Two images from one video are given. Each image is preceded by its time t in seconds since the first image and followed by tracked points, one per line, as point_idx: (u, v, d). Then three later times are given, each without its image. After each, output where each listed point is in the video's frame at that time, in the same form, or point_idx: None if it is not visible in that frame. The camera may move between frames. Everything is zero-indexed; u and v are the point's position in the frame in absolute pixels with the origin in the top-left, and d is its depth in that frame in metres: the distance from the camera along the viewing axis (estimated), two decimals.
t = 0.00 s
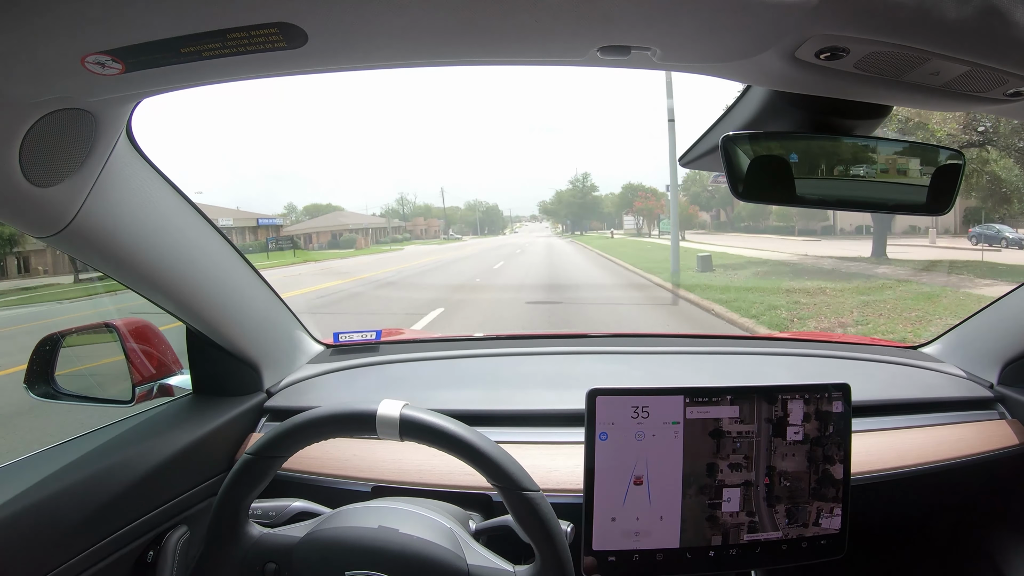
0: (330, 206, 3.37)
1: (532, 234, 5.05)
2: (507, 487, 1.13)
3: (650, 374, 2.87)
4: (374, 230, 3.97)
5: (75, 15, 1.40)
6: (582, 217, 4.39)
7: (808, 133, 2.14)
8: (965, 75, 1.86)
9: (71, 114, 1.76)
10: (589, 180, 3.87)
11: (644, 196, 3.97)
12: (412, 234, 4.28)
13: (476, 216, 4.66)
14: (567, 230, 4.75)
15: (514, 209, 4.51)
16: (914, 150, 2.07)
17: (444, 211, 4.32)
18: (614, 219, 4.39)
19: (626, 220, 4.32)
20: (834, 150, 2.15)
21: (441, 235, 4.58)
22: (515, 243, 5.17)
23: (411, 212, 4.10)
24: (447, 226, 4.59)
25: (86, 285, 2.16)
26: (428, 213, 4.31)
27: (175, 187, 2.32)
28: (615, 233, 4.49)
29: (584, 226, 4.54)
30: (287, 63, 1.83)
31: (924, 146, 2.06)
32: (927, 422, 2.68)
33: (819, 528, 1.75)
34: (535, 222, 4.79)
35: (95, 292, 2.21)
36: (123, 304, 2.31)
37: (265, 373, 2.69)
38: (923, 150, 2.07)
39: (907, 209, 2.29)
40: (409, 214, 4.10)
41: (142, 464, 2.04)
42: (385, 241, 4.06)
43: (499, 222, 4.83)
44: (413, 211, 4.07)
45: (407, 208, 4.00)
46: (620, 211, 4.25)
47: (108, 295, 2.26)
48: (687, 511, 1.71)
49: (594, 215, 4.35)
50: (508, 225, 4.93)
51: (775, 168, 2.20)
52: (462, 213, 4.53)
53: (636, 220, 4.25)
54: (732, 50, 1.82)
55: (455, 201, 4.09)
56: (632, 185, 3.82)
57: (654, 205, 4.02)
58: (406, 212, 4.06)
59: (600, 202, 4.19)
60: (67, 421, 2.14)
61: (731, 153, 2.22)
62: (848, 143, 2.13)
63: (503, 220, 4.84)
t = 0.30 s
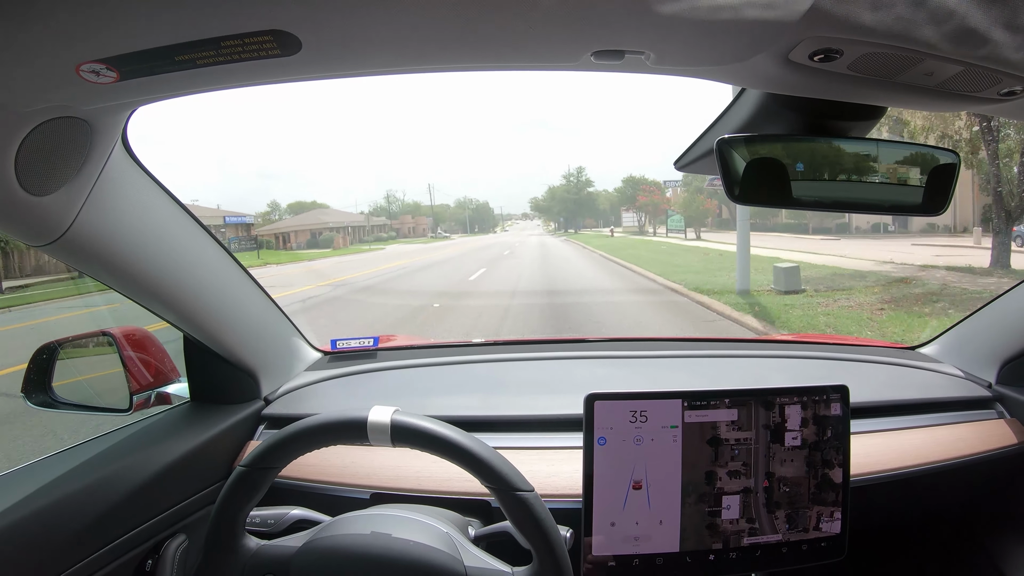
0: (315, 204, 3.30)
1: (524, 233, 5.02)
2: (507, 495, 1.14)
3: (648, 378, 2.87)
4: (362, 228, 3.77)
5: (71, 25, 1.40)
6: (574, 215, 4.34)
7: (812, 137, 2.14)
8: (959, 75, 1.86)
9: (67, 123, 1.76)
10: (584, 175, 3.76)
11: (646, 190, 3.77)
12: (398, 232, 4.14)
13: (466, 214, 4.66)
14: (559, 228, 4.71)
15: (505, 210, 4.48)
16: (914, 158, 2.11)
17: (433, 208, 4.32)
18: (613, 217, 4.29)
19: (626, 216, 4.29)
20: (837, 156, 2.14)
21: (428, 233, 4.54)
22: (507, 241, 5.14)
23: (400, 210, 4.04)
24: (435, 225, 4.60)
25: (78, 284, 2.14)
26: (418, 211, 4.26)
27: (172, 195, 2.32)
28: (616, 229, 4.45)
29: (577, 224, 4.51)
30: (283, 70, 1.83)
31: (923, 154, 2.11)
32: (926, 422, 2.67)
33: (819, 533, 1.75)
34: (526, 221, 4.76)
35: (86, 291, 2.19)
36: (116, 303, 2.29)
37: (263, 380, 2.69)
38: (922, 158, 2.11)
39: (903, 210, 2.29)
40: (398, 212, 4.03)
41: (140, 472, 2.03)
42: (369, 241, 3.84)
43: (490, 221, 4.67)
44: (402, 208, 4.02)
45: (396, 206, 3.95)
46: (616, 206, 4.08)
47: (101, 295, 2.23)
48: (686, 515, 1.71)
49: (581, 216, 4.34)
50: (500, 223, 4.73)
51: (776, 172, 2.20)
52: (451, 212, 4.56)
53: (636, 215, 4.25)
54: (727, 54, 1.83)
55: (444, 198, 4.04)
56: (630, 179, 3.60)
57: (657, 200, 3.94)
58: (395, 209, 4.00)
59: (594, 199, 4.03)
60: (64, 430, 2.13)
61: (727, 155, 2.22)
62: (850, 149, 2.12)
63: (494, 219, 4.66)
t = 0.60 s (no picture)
0: (299, 201, 3.27)
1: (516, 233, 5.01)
2: (504, 490, 1.14)
3: (646, 373, 2.87)
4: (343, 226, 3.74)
5: (66, 20, 1.39)
6: (569, 213, 4.31)
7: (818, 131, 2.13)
8: (956, 72, 1.87)
9: (63, 119, 1.75)
10: (580, 170, 3.71)
11: (654, 185, 3.60)
12: (386, 232, 4.08)
13: (456, 213, 4.66)
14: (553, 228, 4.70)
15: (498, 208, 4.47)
16: (913, 151, 2.12)
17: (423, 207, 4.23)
18: (613, 217, 4.27)
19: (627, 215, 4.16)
20: (839, 152, 2.16)
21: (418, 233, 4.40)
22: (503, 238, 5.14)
23: (387, 208, 3.98)
24: (424, 225, 4.48)
25: (75, 283, 2.14)
26: (407, 210, 4.20)
27: (168, 190, 2.31)
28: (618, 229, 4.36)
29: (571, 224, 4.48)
30: (279, 66, 1.83)
31: (922, 147, 2.12)
32: (922, 418, 2.68)
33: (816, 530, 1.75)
34: (520, 220, 4.74)
35: (83, 290, 2.19)
36: (114, 302, 2.29)
37: (259, 376, 2.69)
38: (921, 151, 2.11)
39: (899, 207, 2.30)
40: (385, 211, 3.98)
41: (136, 470, 2.03)
42: (353, 241, 3.82)
43: (481, 218, 4.85)
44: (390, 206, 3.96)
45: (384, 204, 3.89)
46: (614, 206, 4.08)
47: (97, 294, 2.23)
48: (683, 510, 1.71)
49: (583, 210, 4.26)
50: (492, 222, 4.89)
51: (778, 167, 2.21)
52: (442, 211, 4.50)
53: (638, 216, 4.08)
54: (723, 50, 1.83)
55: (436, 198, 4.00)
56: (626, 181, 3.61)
57: (666, 196, 3.69)
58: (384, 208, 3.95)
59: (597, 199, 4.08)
60: (60, 427, 2.13)
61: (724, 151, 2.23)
62: (851, 144, 2.13)
63: (485, 218, 4.83)
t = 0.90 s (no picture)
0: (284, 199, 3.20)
1: (511, 232, 5.01)
2: (501, 489, 1.14)
3: (643, 372, 2.87)
4: (322, 226, 3.63)
5: (61, 19, 1.39)
6: (565, 212, 4.30)
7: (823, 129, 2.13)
8: (952, 70, 1.87)
9: (60, 118, 1.75)
10: (579, 165, 3.64)
11: (668, 179, 3.53)
12: (374, 231, 3.87)
13: (449, 212, 4.48)
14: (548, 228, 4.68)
15: (492, 207, 4.45)
16: (912, 149, 2.10)
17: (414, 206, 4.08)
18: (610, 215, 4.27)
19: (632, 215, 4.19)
20: (840, 149, 2.16)
21: (407, 233, 4.20)
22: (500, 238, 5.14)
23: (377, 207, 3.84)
24: (415, 224, 4.31)
25: (72, 281, 2.13)
26: (396, 209, 4.02)
27: (165, 189, 2.31)
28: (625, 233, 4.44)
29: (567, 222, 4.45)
30: (276, 64, 1.82)
31: (921, 146, 2.10)
32: (919, 416, 2.69)
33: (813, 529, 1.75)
34: (515, 219, 4.73)
35: (79, 288, 2.17)
36: (109, 299, 2.27)
37: (257, 376, 2.68)
38: (920, 149, 2.10)
39: (897, 204, 2.30)
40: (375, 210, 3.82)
41: (134, 470, 2.03)
42: (338, 240, 3.73)
43: (474, 218, 4.59)
44: (382, 205, 3.81)
45: (375, 203, 3.75)
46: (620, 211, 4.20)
47: (94, 292, 2.21)
48: (681, 508, 1.71)
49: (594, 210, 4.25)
50: (485, 222, 4.68)
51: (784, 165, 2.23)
52: (435, 209, 4.36)
53: (641, 214, 4.13)
54: (720, 49, 1.83)
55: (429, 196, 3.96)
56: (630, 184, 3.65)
57: (683, 191, 3.63)
58: (375, 207, 3.79)
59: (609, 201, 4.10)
60: (58, 427, 2.13)
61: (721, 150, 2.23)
62: (852, 142, 2.13)
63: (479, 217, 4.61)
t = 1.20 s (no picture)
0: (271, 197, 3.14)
1: (507, 231, 5.02)
2: (498, 486, 1.14)
3: (641, 371, 2.88)
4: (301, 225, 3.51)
5: (60, 17, 1.39)
6: (563, 211, 4.30)
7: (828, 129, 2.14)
8: (952, 71, 1.87)
9: (58, 115, 1.75)
10: (579, 161, 3.59)
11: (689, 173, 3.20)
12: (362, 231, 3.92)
13: (444, 212, 4.57)
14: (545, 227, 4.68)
15: (488, 206, 4.46)
16: (913, 149, 2.10)
17: (406, 206, 4.19)
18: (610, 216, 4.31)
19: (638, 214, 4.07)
20: (841, 148, 2.17)
21: (398, 233, 4.33)
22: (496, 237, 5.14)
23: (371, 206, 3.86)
24: (407, 224, 4.41)
25: (71, 279, 2.12)
26: (388, 209, 4.11)
27: (165, 187, 2.31)
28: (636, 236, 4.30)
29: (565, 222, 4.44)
30: (275, 62, 1.83)
31: (923, 146, 2.09)
32: (917, 416, 2.69)
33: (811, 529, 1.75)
34: (511, 218, 4.74)
35: (79, 287, 2.17)
36: (109, 299, 2.28)
37: (255, 374, 2.68)
38: (922, 149, 2.10)
39: (897, 204, 2.30)
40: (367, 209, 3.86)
41: (132, 468, 2.02)
42: (322, 240, 3.64)
43: (469, 218, 4.80)
44: (375, 205, 3.86)
45: (367, 203, 3.79)
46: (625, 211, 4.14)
47: (93, 291, 2.21)
48: (679, 507, 1.71)
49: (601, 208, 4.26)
50: (480, 222, 4.90)
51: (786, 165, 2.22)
52: (428, 209, 4.42)
53: (648, 212, 4.00)
54: (720, 48, 1.83)
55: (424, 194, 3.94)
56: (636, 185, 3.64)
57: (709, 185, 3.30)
58: (368, 206, 3.84)
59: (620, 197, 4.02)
60: (55, 424, 2.12)
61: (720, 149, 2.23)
62: (853, 141, 2.14)
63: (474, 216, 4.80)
